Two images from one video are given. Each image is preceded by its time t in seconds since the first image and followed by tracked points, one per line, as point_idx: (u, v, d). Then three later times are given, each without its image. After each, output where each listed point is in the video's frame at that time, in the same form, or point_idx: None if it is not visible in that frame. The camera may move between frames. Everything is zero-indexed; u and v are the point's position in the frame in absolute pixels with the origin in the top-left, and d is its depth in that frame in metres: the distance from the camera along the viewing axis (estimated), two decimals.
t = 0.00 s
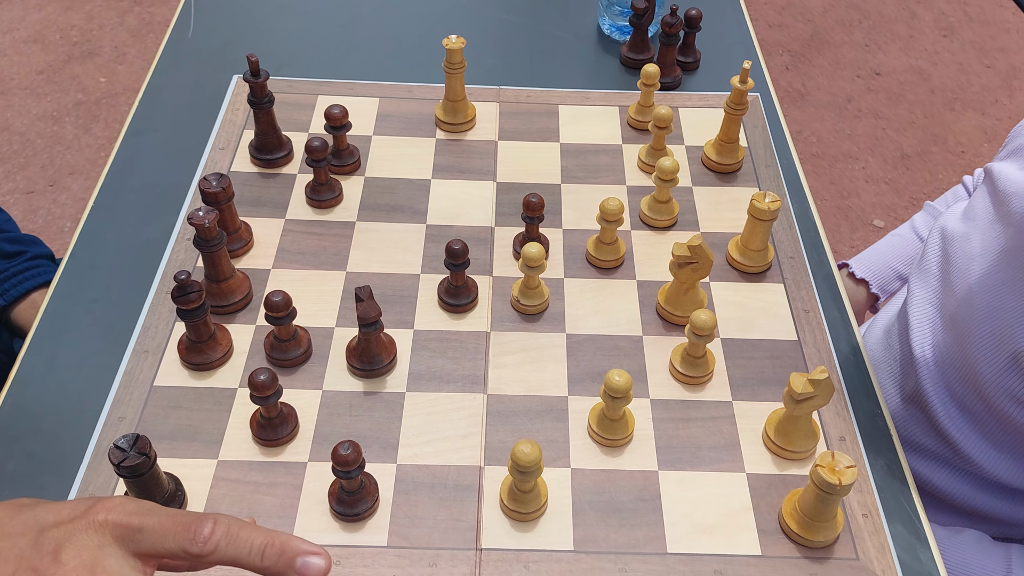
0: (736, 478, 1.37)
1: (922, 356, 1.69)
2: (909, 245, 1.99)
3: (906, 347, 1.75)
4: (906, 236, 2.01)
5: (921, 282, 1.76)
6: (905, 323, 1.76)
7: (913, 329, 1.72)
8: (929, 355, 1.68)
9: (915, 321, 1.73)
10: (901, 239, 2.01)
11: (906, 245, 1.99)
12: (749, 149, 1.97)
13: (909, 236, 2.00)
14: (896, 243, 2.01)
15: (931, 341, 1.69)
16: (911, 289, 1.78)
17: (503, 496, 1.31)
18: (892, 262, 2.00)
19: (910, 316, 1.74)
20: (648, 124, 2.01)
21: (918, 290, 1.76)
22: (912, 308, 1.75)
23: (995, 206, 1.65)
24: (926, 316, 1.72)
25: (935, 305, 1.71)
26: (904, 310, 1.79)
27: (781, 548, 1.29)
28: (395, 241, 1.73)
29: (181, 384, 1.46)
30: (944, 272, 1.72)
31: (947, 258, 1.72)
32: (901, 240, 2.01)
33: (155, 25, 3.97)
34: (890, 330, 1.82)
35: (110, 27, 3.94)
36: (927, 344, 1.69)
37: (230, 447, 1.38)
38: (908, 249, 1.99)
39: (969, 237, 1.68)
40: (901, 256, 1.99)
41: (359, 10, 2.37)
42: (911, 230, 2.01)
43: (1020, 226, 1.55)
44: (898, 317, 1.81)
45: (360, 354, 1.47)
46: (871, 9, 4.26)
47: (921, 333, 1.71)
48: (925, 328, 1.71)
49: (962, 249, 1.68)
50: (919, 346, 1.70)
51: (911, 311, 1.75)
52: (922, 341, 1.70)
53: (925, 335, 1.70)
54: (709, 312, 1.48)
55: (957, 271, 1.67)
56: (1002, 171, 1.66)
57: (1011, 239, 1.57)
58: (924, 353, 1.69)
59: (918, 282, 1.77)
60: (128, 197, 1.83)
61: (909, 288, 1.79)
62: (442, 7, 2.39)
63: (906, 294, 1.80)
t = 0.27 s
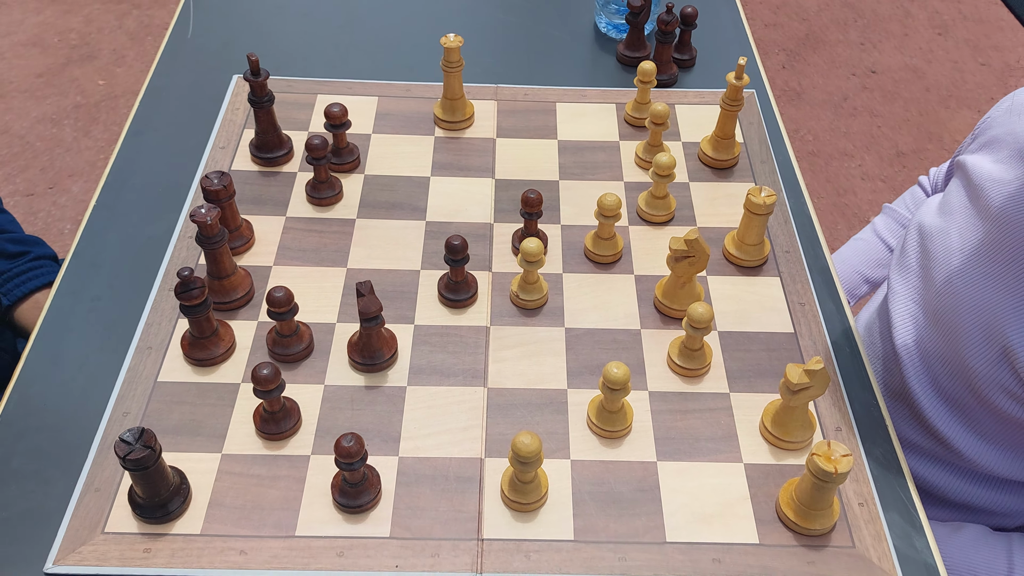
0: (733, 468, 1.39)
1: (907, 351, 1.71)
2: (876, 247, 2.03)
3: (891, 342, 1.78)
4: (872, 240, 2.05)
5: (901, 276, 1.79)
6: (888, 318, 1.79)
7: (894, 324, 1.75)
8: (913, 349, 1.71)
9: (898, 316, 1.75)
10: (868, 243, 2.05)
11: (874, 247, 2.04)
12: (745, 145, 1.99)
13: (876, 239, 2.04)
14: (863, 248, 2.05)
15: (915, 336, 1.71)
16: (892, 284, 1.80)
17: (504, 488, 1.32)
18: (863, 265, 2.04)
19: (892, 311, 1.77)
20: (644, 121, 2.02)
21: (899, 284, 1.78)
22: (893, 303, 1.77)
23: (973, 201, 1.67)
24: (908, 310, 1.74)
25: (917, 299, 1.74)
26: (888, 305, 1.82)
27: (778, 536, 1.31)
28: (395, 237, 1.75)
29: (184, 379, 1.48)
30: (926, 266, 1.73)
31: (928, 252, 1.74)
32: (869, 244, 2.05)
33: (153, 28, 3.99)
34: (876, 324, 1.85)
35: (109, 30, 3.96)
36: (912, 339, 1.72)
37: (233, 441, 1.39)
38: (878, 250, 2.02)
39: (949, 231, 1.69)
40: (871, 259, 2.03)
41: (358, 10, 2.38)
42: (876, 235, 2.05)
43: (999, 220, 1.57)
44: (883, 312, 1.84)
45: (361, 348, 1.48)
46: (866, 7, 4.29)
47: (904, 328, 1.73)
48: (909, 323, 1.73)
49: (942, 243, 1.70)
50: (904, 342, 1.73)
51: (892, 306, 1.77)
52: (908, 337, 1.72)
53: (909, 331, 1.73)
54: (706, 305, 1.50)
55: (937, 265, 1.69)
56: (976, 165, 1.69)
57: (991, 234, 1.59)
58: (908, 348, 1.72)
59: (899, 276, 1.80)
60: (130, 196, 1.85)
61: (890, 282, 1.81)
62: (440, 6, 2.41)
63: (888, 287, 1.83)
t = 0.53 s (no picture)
0: (729, 456, 1.41)
1: (890, 339, 1.78)
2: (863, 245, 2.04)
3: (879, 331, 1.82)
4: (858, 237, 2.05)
5: (888, 265, 1.83)
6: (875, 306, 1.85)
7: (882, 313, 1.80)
8: (897, 338, 1.78)
9: (884, 305, 1.81)
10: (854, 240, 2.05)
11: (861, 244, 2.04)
12: (739, 140, 2.01)
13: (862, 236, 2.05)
14: (850, 246, 2.05)
15: (899, 325, 1.78)
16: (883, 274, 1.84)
17: (503, 477, 1.34)
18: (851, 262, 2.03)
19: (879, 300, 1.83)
20: (640, 116, 2.04)
21: (886, 273, 1.83)
22: (880, 291, 1.83)
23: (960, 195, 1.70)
24: (894, 300, 1.79)
25: (902, 290, 1.78)
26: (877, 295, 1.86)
27: (774, 523, 1.32)
28: (394, 233, 1.76)
29: (185, 373, 1.49)
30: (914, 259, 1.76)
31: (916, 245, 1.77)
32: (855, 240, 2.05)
33: (150, 30, 4.00)
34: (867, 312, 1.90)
35: (105, 33, 3.97)
36: (895, 329, 1.78)
37: (235, 434, 1.40)
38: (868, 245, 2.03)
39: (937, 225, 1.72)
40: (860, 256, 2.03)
41: (355, 9, 2.40)
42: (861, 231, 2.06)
43: (985, 215, 1.60)
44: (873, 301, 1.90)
45: (361, 341, 1.50)
46: (860, 5, 4.31)
47: (889, 316, 1.80)
48: (893, 312, 1.79)
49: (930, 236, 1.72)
50: (888, 329, 1.79)
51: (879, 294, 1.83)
52: (890, 326, 1.79)
53: (891, 320, 1.79)
54: (701, 296, 1.52)
55: (922, 257, 1.73)
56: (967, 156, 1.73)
57: (977, 228, 1.63)
58: (892, 336, 1.78)
59: (886, 266, 1.84)
60: (130, 193, 1.86)
61: (879, 271, 1.87)
62: (437, 5, 2.43)
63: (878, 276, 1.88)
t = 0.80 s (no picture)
0: (745, 485, 1.39)
1: (894, 359, 1.78)
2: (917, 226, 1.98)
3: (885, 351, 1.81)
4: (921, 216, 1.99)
5: (899, 285, 1.83)
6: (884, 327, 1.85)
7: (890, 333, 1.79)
8: (901, 358, 1.77)
9: (891, 326, 1.82)
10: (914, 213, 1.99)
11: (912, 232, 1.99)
12: (750, 160, 2.00)
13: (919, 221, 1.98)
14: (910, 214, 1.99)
15: (903, 346, 1.78)
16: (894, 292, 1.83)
17: (517, 507, 1.32)
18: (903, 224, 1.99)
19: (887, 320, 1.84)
20: (650, 135, 2.03)
21: (896, 294, 1.84)
22: (891, 312, 1.84)
23: (970, 215, 1.69)
24: (903, 321, 1.80)
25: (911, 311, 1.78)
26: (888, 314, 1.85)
27: (792, 554, 1.31)
28: (404, 255, 1.75)
29: (195, 401, 1.48)
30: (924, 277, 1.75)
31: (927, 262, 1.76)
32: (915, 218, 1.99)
33: (152, 42, 3.99)
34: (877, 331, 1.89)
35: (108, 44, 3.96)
36: (900, 350, 1.78)
37: (245, 463, 1.39)
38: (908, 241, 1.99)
39: (948, 243, 1.70)
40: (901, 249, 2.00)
41: (362, 26, 2.39)
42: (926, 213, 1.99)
43: (993, 238, 1.59)
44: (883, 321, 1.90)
45: (372, 368, 1.48)
46: (864, 17, 4.31)
47: (895, 336, 1.80)
48: (900, 333, 1.80)
49: (940, 255, 1.71)
50: (892, 349, 1.79)
51: (889, 315, 1.84)
52: (894, 346, 1.79)
53: (897, 341, 1.80)
54: (716, 321, 1.51)
55: (931, 279, 1.72)
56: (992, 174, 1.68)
57: (983, 250, 1.61)
58: (897, 356, 1.78)
59: (897, 286, 1.84)
60: (138, 215, 1.85)
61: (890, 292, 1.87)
62: (443, 22, 2.42)
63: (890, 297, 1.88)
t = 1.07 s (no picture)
0: (753, 511, 1.37)
1: (900, 381, 1.75)
2: (891, 110, 1.89)
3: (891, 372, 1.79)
4: (898, 101, 1.89)
5: (907, 307, 1.80)
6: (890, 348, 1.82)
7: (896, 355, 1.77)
8: (907, 380, 1.74)
9: (897, 347, 1.79)
10: (892, 95, 1.88)
11: (886, 115, 1.91)
12: (754, 177, 1.98)
13: (893, 107, 1.89)
14: (889, 97, 1.89)
15: (909, 367, 1.75)
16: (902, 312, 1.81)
17: (520, 534, 1.30)
18: (880, 98, 1.89)
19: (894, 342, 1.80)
20: (654, 152, 2.01)
21: (903, 315, 1.80)
22: (896, 333, 1.80)
23: (978, 234, 1.66)
24: (908, 342, 1.77)
25: (919, 332, 1.75)
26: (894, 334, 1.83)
27: None
28: (405, 274, 1.73)
29: (193, 424, 1.46)
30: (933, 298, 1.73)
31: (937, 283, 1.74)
32: (892, 100, 1.89)
33: (152, 52, 3.99)
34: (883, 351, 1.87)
35: (107, 54, 3.96)
36: (906, 371, 1.75)
37: (245, 487, 1.37)
38: (879, 126, 1.92)
39: (957, 264, 1.68)
40: (870, 122, 1.93)
41: (362, 40, 2.38)
42: (905, 97, 1.89)
43: (1004, 259, 1.56)
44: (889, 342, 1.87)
45: (373, 391, 1.46)
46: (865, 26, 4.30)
47: (901, 357, 1.77)
48: (905, 354, 1.76)
49: (950, 277, 1.69)
50: (898, 371, 1.76)
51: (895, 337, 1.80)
52: (901, 367, 1.76)
53: (904, 362, 1.76)
54: (722, 343, 1.49)
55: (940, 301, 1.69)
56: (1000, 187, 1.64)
57: (992, 271, 1.59)
58: (903, 378, 1.75)
59: (905, 307, 1.81)
60: (137, 233, 1.83)
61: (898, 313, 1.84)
62: (444, 36, 2.41)
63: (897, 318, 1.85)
